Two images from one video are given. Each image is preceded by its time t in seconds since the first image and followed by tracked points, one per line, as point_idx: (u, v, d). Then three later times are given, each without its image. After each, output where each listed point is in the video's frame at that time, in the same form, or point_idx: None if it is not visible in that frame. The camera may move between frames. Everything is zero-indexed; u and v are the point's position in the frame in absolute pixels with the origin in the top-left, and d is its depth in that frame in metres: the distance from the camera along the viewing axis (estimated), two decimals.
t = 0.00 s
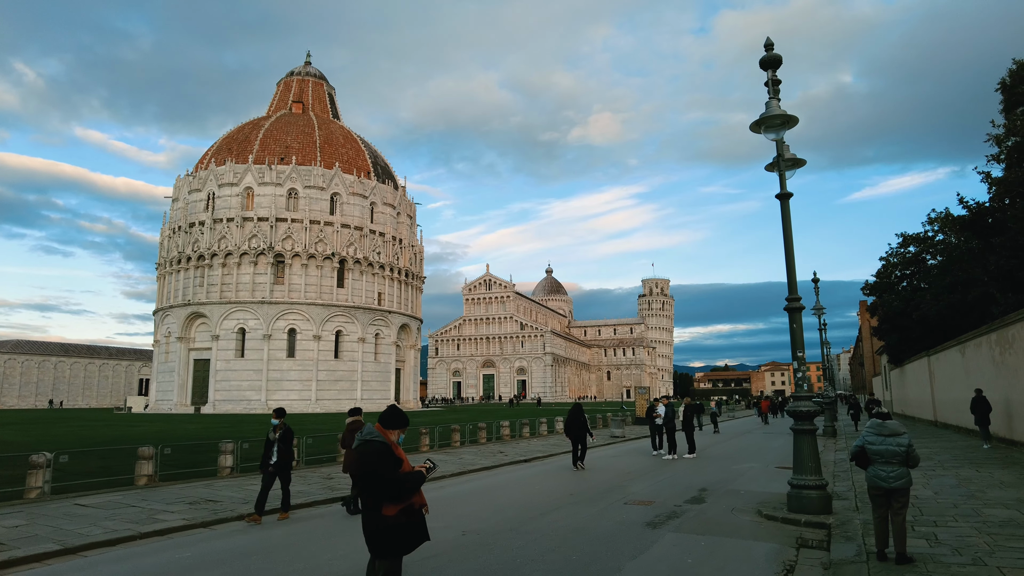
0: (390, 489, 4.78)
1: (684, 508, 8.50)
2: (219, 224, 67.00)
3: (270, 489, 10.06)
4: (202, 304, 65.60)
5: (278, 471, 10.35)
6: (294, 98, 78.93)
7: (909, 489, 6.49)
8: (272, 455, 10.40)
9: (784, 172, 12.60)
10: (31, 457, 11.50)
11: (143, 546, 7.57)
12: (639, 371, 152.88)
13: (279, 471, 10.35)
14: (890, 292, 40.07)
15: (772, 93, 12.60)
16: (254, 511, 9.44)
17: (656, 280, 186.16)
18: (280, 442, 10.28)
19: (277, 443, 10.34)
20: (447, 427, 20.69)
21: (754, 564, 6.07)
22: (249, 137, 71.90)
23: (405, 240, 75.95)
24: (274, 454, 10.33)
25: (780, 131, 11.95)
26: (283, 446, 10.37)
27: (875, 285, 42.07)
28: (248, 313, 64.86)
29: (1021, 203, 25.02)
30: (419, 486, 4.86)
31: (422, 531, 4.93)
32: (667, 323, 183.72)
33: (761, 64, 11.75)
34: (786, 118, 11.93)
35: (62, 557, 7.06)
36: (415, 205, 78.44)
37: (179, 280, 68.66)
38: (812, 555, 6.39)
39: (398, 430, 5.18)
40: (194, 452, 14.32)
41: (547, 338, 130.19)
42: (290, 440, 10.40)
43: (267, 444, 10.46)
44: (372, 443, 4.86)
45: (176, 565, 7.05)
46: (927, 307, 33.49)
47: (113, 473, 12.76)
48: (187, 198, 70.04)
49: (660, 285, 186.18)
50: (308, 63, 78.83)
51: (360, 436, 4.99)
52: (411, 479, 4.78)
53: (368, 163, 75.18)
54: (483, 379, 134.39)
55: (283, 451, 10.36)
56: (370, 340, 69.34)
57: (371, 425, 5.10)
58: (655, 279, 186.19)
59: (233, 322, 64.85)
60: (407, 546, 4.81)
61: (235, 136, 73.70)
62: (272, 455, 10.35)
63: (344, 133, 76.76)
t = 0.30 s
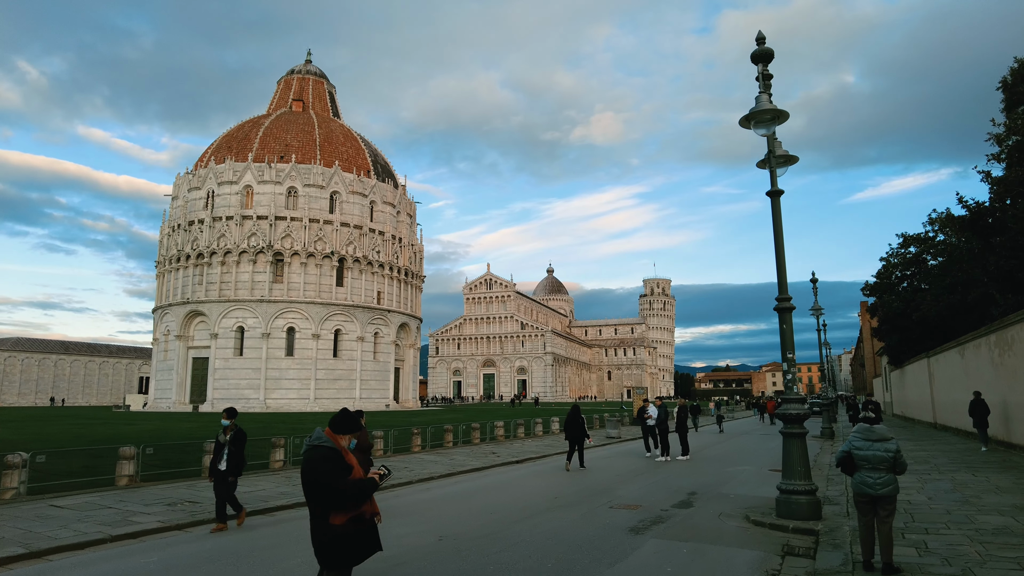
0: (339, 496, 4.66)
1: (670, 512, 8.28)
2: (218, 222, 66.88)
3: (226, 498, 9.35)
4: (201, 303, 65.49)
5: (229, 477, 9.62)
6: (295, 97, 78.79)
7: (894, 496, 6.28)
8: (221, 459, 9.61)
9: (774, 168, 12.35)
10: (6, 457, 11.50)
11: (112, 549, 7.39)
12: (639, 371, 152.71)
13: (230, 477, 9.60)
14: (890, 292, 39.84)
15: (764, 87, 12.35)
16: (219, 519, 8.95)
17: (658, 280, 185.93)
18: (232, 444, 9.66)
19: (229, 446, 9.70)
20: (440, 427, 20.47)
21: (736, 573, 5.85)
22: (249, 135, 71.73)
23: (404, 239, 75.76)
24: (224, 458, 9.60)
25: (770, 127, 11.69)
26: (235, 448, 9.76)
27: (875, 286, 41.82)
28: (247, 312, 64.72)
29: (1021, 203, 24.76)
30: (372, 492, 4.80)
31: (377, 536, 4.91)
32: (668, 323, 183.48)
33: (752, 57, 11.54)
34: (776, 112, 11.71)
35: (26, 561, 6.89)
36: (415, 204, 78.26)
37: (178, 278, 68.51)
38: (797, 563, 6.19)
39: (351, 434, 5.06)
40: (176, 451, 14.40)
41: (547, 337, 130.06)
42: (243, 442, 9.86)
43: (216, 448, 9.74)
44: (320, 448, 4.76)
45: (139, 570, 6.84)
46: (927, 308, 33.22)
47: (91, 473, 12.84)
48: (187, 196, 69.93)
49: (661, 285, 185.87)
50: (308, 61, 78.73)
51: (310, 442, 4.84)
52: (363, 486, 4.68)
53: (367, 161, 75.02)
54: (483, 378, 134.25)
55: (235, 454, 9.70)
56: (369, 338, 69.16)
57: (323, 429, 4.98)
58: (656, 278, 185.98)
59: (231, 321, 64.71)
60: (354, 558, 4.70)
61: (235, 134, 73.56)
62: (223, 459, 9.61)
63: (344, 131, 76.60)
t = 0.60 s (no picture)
0: (280, 497, 4.60)
1: (653, 513, 8.13)
2: (215, 222, 66.74)
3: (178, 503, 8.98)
4: (198, 303, 65.33)
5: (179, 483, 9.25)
6: (292, 97, 78.63)
7: (875, 496, 6.14)
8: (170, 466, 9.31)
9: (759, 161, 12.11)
10: None
11: (79, 552, 7.26)
12: (639, 371, 152.67)
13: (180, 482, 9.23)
14: (887, 291, 39.67)
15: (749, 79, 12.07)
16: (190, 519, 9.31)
17: (657, 280, 185.69)
18: (181, 449, 9.36)
19: (178, 452, 9.39)
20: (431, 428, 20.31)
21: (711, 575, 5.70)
22: (246, 136, 71.59)
23: (401, 239, 75.60)
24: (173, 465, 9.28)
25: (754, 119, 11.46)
26: (185, 454, 9.43)
27: (872, 285, 41.68)
28: (244, 312, 64.55)
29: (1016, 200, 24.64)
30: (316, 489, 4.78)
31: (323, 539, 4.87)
32: (668, 322, 183.26)
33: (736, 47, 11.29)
34: (760, 104, 11.45)
35: None
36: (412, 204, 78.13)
37: (175, 279, 68.33)
38: (778, 566, 6.04)
39: (294, 434, 5.02)
40: (151, 450, 14.75)
41: (546, 337, 129.90)
42: (194, 447, 9.57)
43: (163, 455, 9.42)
44: (262, 445, 4.70)
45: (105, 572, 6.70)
46: (924, 307, 33.04)
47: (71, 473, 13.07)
48: (184, 196, 69.76)
49: (661, 285, 185.56)
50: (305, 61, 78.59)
51: (252, 440, 4.77)
52: (307, 485, 4.62)
53: (365, 161, 74.88)
54: (482, 379, 134.03)
55: (186, 459, 9.39)
56: (366, 339, 69.00)
57: (264, 429, 4.89)
58: (655, 278, 185.78)
59: (228, 321, 64.56)
60: (296, 561, 4.67)
61: (232, 134, 73.42)
62: (171, 466, 9.28)
63: (342, 131, 76.46)
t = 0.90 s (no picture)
0: (229, 518, 4.56)
1: (643, 523, 7.93)
2: (214, 227, 66.68)
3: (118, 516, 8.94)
4: (197, 307, 65.21)
5: (124, 491, 9.19)
6: (292, 101, 78.61)
7: (865, 511, 5.97)
8: (115, 475, 9.16)
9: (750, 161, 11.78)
10: None
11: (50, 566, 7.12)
12: (640, 374, 152.47)
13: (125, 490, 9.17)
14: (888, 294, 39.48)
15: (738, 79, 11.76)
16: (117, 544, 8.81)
17: (658, 283, 185.31)
18: (129, 454, 9.23)
19: (124, 457, 9.26)
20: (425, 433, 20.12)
21: None
22: (246, 140, 71.58)
23: (401, 242, 75.49)
24: (117, 472, 9.16)
25: (744, 118, 11.18)
26: (132, 459, 9.28)
27: (873, 287, 41.43)
28: (243, 316, 64.42)
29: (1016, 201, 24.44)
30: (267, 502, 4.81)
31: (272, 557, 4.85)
32: (669, 325, 182.83)
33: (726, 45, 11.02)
34: (749, 103, 11.16)
35: None
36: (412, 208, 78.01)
37: (174, 283, 68.22)
38: None
39: (244, 448, 4.97)
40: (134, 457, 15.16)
41: (547, 341, 129.60)
42: (142, 452, 9.39)
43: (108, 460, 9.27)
44: (208, 462, 4.61)
45: None
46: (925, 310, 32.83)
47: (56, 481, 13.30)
48: (183, 200, 69.71)
49: (662, 288, 185.12)
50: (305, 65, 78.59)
51: (199, 453, 4.71)
52: (259, 503, 4.64)
53: (364, 165, 74.81)
54: (483, 382, 133.63)
55: (132, 465, 9.26)
56: (366, 343, 68.82)
57: (212, 443, 4.84)
58: (657, 281, 185.42)
59: (227, 326, 64.44)
60: None
61: (232, 138, 73.39)
62: (115, 473, 9.16)
63: (341, 135, 76.41)
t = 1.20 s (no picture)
0: (181, 518, 4.49)
1: (636, 525, 7.73)
2: (219, 225, 66.73)
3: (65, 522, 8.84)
4: (201, 306, 65.30)
5: (61, 495, 8.88)
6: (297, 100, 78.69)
7: (860, 513, 5.78)
8: (50, 477, 8.85)
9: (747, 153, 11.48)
10: None
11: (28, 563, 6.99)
12: (645, 375, 152.08)
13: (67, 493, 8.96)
14: (894, 294, 39.11)
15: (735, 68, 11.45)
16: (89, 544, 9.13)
17: (664, 283, 184.76)
18: (65, 457, 8.88)
19: (61, 459, 8.91)
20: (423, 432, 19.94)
21: None
22: (250, 138, 71.67)
23: (405, 242, 75.41)
24: (54, 476, 8.85)
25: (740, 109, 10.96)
26: (70, 461, 8.96)
27: (878, 287, 41.07)
28: (246, 315, 64.45)
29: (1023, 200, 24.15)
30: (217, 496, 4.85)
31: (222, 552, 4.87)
32: (675, 326, 182.34)
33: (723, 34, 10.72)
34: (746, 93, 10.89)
35: None
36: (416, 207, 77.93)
37: (179, 282, 68.31)
38: None
39: (195, 442, 4.93)
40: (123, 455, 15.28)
41: (552, 341, 129.35)
42: (81, 453, 9.08)
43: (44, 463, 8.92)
44: (156, 457, 4.58)
45: None
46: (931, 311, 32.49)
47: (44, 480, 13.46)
48: (188, 199, 69.85)
49: (668, 289, 184.56)
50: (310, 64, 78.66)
51: (146, 450, 4.67)
52: (207, 502, 4.56)
53: (369, 164, 74.80)
54: (487, 382, 133.46)
55: (71, 468, 8.95)
56: (369, 342, 68.77)
57: (161, 437, 4.79)
58: (662, 281, 184.88)
59: (231, 324, 64.49)
60: None
61: (236, 137, 73.48)
62: (52, 477, 8.84)
63: (346, 134, 76.45)
